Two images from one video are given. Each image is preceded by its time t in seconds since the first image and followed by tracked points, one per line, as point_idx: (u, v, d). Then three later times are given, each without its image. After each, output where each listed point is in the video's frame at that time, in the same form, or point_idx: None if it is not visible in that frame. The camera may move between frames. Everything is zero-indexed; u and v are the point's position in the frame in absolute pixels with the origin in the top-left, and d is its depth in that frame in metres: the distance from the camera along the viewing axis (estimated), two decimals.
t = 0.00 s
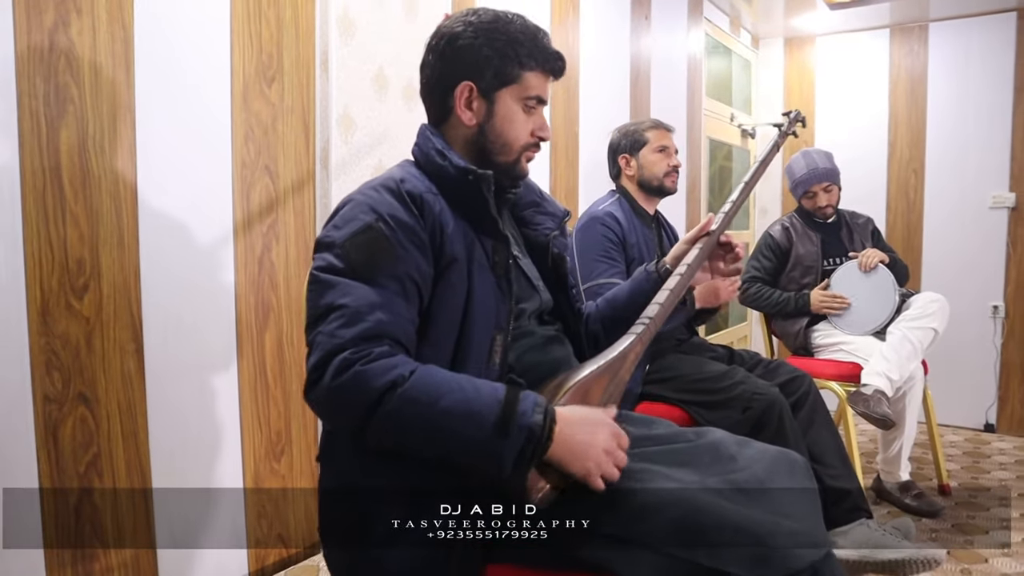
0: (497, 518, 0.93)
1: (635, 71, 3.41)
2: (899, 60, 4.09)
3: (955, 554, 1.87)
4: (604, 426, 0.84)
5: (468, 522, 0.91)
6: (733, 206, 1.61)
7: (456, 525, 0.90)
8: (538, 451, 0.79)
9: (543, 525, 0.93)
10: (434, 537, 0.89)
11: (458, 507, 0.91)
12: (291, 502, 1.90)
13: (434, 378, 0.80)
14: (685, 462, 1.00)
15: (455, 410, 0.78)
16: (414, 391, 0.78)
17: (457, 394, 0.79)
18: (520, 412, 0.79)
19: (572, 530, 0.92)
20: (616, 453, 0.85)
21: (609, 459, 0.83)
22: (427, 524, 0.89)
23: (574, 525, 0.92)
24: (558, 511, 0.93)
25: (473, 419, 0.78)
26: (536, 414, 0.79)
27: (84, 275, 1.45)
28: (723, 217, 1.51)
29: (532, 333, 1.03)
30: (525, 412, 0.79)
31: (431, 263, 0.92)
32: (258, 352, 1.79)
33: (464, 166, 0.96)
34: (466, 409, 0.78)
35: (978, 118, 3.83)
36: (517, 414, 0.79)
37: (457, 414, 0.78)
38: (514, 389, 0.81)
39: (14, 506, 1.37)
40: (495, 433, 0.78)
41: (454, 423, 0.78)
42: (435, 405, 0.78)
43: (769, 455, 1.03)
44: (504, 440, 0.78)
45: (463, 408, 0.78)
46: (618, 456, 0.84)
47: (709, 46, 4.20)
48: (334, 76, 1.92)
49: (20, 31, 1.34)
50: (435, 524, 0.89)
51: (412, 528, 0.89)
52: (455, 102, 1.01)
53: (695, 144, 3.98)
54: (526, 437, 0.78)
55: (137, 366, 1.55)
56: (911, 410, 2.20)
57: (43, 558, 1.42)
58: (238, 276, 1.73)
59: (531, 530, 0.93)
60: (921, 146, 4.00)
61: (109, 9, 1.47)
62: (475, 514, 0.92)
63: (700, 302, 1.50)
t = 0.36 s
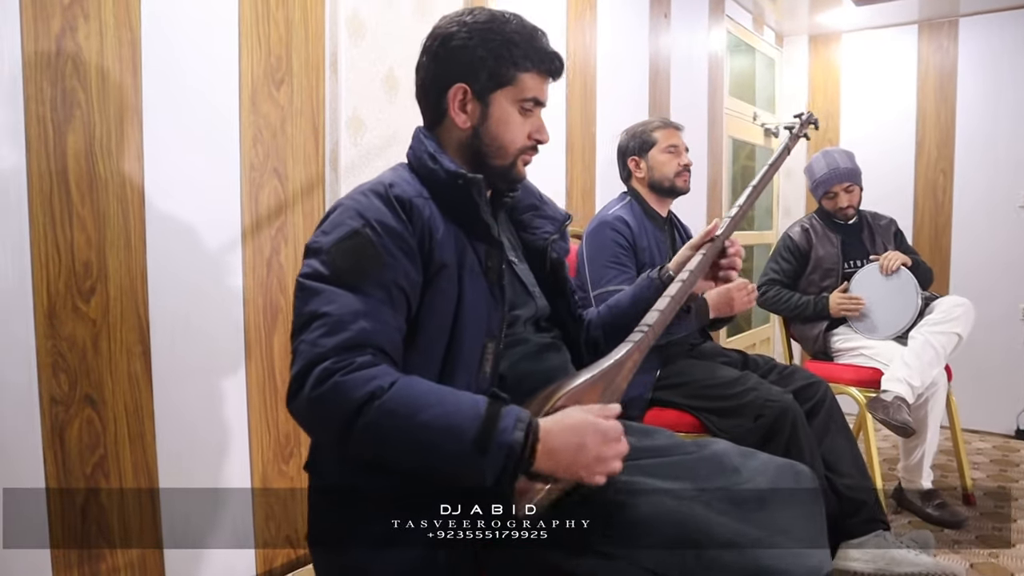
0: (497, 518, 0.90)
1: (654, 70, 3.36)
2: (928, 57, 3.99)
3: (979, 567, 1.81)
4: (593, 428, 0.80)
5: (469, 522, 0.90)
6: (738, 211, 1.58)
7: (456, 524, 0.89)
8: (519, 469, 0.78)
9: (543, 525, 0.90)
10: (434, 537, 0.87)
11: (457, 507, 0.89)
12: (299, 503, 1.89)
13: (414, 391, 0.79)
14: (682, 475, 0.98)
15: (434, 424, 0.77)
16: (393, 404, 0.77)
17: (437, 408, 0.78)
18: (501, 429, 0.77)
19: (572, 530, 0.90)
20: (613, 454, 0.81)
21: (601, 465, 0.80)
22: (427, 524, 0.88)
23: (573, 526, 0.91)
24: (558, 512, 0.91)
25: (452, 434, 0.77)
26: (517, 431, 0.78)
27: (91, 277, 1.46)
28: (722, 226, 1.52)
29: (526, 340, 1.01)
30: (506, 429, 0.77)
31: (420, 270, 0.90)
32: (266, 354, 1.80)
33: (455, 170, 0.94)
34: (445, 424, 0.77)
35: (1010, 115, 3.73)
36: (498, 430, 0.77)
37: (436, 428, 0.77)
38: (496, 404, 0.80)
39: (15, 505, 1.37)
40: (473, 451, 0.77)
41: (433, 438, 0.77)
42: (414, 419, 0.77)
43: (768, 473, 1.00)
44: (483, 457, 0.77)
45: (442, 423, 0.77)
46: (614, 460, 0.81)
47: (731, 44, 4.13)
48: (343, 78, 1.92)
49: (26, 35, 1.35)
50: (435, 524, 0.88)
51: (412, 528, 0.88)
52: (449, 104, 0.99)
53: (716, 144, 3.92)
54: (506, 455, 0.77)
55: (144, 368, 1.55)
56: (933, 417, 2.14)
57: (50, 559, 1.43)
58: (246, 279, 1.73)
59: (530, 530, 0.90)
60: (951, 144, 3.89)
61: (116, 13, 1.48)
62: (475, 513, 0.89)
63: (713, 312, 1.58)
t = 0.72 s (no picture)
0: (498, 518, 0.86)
1: (668, 70, 3.33)
2: (950, 55, 3.91)
3: None
4: (571, 444, 0.82)
5: (469, 522, 0.87)
6: (723, 233, 1.58)
7: (457, 525, 0.87)
8: (495, 480, 0.78)
9: (543, 525, 0.89)
10: (434, 537, 0.87)
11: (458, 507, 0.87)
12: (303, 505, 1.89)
13: (390, 401, 0.80)
14: (671, 487, 0.97)
15: (409, 434, 0.78)
16: (369, 413, 0.78)
17: (412, 419, 0.79)
18: (478, 440, 0.79)
19: (572, 529, 0.90)
20: (589, 472, 0.83)
21: (577, 482, 0.82)
22: (427, 524, 0.87)
23: (574, 526, 0.90)
24: (559, 511, 0.90)
25: (428, 444, 0.78)
26: (494, 442, 0.79)
27: (94, 281, 1.48)
28: (707, 246, 1.49)
29: (514, 348, 1.00)
30: (482, 440, 0.79)
31: (404, 278, 0.89)
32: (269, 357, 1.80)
33: (441, 177, 0.93)
34: (420, 435, 0.78)
35: None
36: (474, 442, 0.78)
37: (412, 438, 0.78)
38: (474, 414, 0.81)
39: (15, 505, 1.38)
40: (449, 461, 0.78)
41: (410, 447, 0.79)
42: (389, 429, 0.78)
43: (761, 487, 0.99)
44: (458, 468, 0.78)
45: (418, 433, 0.78)
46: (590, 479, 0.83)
47: (747, 44, 4.09)
48: (347, 81, 1.92)
49: (30, 41, 1.37)
50: (435, 523, 0.87)
51: (412, 528, 0.87)
52: (438, 109, 0.98)
53: (732, 145, 3.88)
54: (481, 466, 0.78)
55: (147, 371, 1.56)
56: (947, 424, 2.09)
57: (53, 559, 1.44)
58: (250, 282, 1.74)
59: (531, 530, 0.89)
60: (973, 144, 3.82)
61: (119, 18, 1.49)
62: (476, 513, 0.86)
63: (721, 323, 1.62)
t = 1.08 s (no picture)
0: (498, 519, 0.86)
1: (681, 71, 3.30)
2: (972, 54, 3.85)
3: None
4: (556, 458, 0.83)
5: (467, 522, 0.87)
6: (721, 240, 1.53)
7: (456, 525, 0.88)
8: (481, 486, 0.79)
9: (543, 525, 0.90)
10: (434, 537, 0.88)
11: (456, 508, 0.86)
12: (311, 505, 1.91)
13: (378, 409, 0.80)
14: (662, 496, 0.97)
15: (397, 441, 0.79)
16: (357, 420, 0.79)
17: (400, 426, 0.80)
18: (463, 447, 0.79)
19: (572, 529, 0.91)
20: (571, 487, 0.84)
21: (560, 495, 0.82)
22: (427, 524, 0.88)
23: (573, 526, 0.91)
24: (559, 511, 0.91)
25: (416, 452, 0.79)
26: (480, 449, 0.79)
27: (104, 284, 1.50)
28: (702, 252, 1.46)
29: (506, 357, 1.00)
30: (468, 447, 0.79)
31: (395, 286, 0.90)
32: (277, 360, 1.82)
33: (433, 186, 0.94)
34: (409, 441, 0.79)
35: None
36: (461, 449, 0.79)
37: (399, 445, 0.79)
38: (461, 421, 0.81)
39: (15, 505, 1.39)
40: (435, 468, 0.79)
41: (397, 454, 0.79)
42: (378, 435, 0.79)
43: (754, 500, 0.98)
44: (445, 476, 0.78)
45: (406, 440, 0.79)
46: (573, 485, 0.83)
47: (763, 44, 4.07)
48: (355, 86, 1.93)
49: (42, 50, 1.40)
50: (435, 524, 0.88)
51: (412, 528, 0.88)
52: (431, 117, 0.98)
53: (747, 146, 3.84)
54: (467, 474, 0.78)
55: (156, 373, 1.59)
56: (960, 431, 2.06)
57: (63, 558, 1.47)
58: (257, 285, 1.76)
59: (531, 530, 0.90)
60: (995, 144, 3.76)
61: (129, 27, 1.51)
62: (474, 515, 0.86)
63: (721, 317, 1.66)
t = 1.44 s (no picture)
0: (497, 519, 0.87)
1: (698, 73, 3.25)
2: (998, 52, 3.78)
3: None
4: (538, 453, 0.85)
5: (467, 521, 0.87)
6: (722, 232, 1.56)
7: (455, 525, 0.89)
8: (461, 485, 0.82)
9: (544, 525, 0.92)
10: (434, 537, 0.90)
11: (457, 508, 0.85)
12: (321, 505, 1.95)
13: (364, 410, 0.83)
14: (650, 496, 0.98)
15: (380, 440, 0.82)
16: (343, 420, 0.82)
17: (384, 426, 0.83)
18: (443, 446, 0.82)
19: (571, 530, 0.92)
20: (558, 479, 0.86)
21: (545, 488, 0.84)
22: (427, 524, 0.90)
23: (573, 525, 0.92)
24: (559, 512, 0.94)
25: (398, 450, 0.82)
26: (460, 448, 0.83)
27: (120, 286, 1.54)
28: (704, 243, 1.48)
29: (496, 358, 1.03)
30: (448, 447, 0.83)
31: (386, 290, 0.93)
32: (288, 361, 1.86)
33: (421, 193, 0.97)
34: (392, 441, 0.82)
35: None
36: (440, 449, 0.83)
37: (383, 444, 0.82)
38: (442, 421, 0.85)
39: (15, 505, 1.41)
40: (416, 467, 0.82)
41: (381, 453, 0.83)
42: (361, 434, 0.82)
43: (743, 501, 1.00)
44: (425, 474, 0.82)
45: (389, 439, 0.82)
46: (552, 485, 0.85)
47: (783, 44, 4.05)
48: (367, 91, 1.96)
49: (60, 59, 1.45)
50: (435, 524, 0.90)
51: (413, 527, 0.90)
52: (422, 125, 1.01)
53: (765, 146, 3.80)
54: (447, 471, 0.82)
55: (170, 372, 1.62)
56: (973, 436, 2.04)
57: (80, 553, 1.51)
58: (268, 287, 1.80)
59: (531, 530, 0.91)
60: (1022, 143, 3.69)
61: (145, 35, 1.55)
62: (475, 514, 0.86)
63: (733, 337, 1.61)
